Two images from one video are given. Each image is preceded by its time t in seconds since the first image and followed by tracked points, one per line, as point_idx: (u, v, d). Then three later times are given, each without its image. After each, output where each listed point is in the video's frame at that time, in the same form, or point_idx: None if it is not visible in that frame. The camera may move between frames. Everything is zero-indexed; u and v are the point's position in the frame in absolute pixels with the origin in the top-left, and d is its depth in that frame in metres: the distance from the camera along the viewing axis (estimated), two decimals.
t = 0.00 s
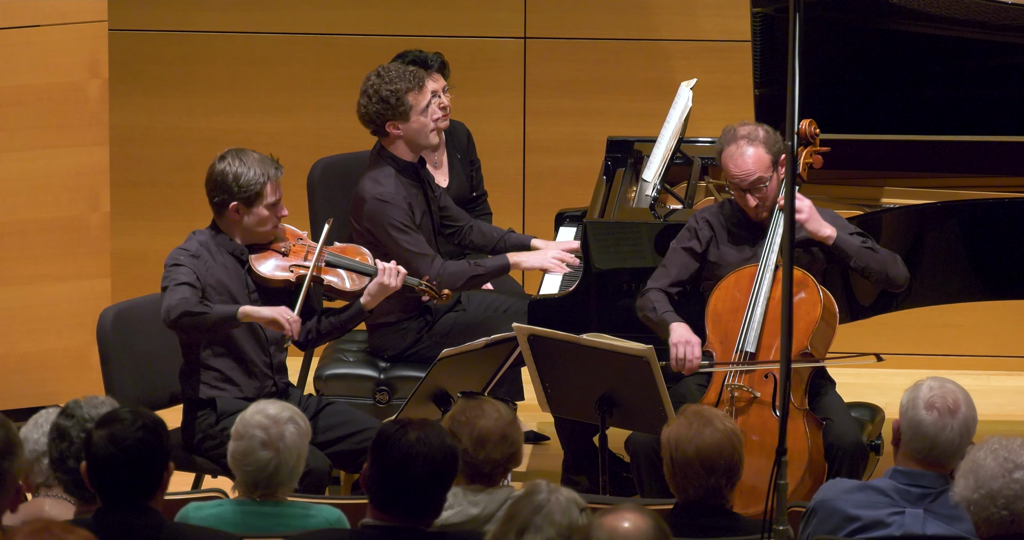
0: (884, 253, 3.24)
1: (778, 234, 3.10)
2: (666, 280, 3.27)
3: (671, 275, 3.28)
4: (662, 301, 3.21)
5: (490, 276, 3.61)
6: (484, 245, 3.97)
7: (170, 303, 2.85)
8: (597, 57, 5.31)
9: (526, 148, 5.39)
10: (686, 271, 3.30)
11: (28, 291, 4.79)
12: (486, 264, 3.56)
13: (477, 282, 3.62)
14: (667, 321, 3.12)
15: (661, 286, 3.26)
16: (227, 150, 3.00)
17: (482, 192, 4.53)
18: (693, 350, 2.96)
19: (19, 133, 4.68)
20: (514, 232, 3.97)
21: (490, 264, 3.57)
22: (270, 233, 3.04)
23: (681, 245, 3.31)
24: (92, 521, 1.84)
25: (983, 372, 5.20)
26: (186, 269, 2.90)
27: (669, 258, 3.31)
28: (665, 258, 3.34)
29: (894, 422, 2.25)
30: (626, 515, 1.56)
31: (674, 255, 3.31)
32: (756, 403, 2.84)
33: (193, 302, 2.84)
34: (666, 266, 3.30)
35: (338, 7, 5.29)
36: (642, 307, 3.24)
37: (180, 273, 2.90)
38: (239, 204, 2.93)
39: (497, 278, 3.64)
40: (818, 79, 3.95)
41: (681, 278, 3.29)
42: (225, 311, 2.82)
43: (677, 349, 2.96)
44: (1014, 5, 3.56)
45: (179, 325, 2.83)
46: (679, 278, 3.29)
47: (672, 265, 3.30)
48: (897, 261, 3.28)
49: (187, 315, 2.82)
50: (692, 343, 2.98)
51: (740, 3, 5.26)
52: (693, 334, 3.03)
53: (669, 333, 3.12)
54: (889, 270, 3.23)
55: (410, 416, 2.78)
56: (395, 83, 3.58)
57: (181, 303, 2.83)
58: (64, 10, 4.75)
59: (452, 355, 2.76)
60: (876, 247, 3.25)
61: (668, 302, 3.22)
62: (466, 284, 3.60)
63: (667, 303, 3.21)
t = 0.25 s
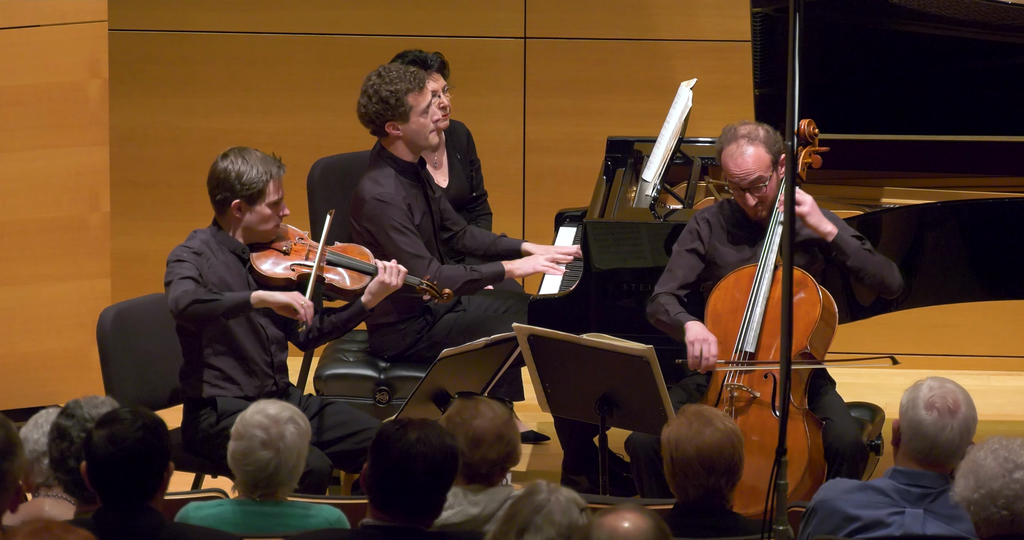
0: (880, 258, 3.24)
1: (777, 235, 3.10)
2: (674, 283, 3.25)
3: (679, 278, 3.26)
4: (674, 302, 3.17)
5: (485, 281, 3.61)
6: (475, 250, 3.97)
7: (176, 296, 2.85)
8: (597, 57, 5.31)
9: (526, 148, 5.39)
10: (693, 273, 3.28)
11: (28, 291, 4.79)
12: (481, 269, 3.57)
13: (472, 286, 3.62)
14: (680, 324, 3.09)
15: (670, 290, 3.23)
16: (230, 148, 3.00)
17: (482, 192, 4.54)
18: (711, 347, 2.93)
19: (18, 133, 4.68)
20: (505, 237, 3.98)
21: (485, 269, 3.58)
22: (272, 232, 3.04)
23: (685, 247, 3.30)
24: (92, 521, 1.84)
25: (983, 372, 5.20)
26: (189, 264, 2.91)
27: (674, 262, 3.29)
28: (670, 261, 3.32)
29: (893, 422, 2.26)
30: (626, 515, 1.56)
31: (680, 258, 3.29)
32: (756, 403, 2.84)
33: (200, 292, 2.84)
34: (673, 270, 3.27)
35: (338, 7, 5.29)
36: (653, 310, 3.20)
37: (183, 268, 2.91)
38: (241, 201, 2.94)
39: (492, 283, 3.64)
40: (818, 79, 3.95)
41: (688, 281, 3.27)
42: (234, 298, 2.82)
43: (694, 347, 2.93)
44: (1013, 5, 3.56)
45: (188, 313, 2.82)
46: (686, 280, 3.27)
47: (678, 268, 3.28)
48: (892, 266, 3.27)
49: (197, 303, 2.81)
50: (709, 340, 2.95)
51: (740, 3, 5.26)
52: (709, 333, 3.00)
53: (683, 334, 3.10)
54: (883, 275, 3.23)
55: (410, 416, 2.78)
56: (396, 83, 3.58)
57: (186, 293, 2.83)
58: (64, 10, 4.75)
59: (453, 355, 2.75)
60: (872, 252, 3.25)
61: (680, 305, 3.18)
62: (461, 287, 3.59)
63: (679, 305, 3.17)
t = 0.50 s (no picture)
0: (875, 262, 3.24)
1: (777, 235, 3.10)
2: (674, 285, 3.27)
3: (678, 279, 3.28)
4: (673, 304, 3.20)
5: (498, 266, 3.66)
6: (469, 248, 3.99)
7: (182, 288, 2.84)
8: (597, 57, 5.31)
9: (526, 148, 5.39)
10: (692, 274, 3.30)
11: (28, 291, 4.79)
12: (494, 256, 3.63)
13: (485, 274, 3.65)
14: (679, 324, 3.12)
15: (669, 292, 3.25)
16: (232, 147, 3.01)
17: (482, 192, 4.54)
18: (709, 346, 2.96)
19: (19, 133, 4.68)
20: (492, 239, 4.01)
21: (496, 257, 3.64)
22: (273, 231, 3.04)
23: (686, 248, 3.31)
24: (92, 521, 1.84)
25: (983, 372, 5.20)
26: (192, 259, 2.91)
27: (675, 262, 3.31)
28: (670, 262, 3.33)
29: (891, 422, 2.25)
30: (626, 515, 1.57)
31: (679, 260, 3.31)
32: (756, 403, 2.83)
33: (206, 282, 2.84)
34: (673, 271, 3.29)
35: (338, 7, 5.29)
36: (653, 313, 3.22)
37: (184, 263, 2.91)
38: (243, 199, 2.94)
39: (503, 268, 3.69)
40: (818, 79, 3.95)
41: (687, 282, 3.29)
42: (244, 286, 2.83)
43: (693, 346, 2.96)
44: (1013, 6, 3.58)
45: (195, 303, 2.80)
46: (686, 281, 3.29)
47: (678, 269, 3.30)
48: (887, 274, 3.26)
49: (204, 292, 2.80)
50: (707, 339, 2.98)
51: (740, 3, 5.26)
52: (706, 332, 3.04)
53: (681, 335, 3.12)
54: (879, 281, 3.23)
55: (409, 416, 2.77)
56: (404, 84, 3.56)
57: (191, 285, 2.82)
58: (64, 10, 4.75)
59: (453, 355, 2.75)
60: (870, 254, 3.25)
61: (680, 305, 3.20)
62: (474, 277, 3.63)
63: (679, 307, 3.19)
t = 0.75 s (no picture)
0: (875, 262, 3.24)
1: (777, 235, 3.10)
2: (666, 283, 3.27)
3: (671, 278, 3.29)
4: (663, 302, 3.20)
5: (510, 273, 3.64)
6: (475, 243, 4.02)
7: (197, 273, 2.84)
8: (597, 57, 5.31)
9: (526, 148, 5.39)
10: (686, 273, 3.30)
11: (28, 291, 4.79)
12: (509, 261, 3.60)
13: (495, 278, 3.65)
14: (666, 322, 3.13)
15: (661, 289, 3.26)
16: (233, 145, 3.01)
17: (482, 192, 4.54)
18: (694, 347, 2.99)
19: (18, 134, 4.68)
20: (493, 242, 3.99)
21: (511, 263, 3.60)
22: (272, 230, 3.04)
23: (681, 248, 3.32)
24: (92, 522, 1.84)
25: (982, 372, 5.20)
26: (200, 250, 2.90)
27: (669, 262, 3.31)
28: (665, 260, 3.34)
29: (890, 422, 2.25)
30: (626, 515, 1.57)
31: (674, 259, 3.31)
32: (755, 403, 2.84)
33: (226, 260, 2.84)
34: (667, 270, 3.30)
35: (338, 7, 5.29)
36: (643, 310, 3.22)
37: (189, 254, 2.90)
38: (244, 197, 2.94)
39: (516, 275, 3.66)
40: (818, 79, 3.95)
41: (681, 281, 3.29)
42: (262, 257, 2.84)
43: (678, 347, 2.99)
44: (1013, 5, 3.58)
45: (218, 279, 2.80)
46: (679, 280, 3.29)
47: (672, 268, 3.30)
48: (885, 273, 3.27)
49: (227, 267, 2.80)
50: (693, 341, 3.01)
51: (740, 3, 5.26)
52: (693, 333, 3.07)
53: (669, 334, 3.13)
54: (877, 282, 3.22)
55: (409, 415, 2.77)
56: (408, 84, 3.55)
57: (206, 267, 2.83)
58: (64, 10, 4.75)
59: (453, 355, 2.75)
60: (868, 255, 3.26)
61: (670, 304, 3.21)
62: (484, 279, 3.62)
63: (668, 305, 3.20)
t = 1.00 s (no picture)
0: (875, 262, 3.24)
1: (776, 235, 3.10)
2: (659, 280, 3.28)
3: (664, 276, 3.28)
4: (652, 300, 3.22)
5: (499, 277, 3.65)
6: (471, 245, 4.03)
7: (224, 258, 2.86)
8: (597, 57, 5.31)
9: (526, 148, 5.40)
10: (680, 272, 3.29)
11: (28, 291, 4.79)
12: (497, 266, 3.61)
13: (486, 283, 3.64)
14: (651, 322, 3.15)
15: (653, 287, 3.27)
16: (235, 145, 3.01)
17: (482, 192, 4.54)
18: (674, 352, 3.03)
19: (18, 133, 4.67)
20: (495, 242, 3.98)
21: (500, 268, 3.61)
22: (273, 231, 3.04)
23: (677, 246, 3.31)
24: (92, 521, 1.84)
25: (982, 372, 5.20)
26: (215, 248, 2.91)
27: (664, 260, 3.31)
28: (661, 258, 3.33)
29: (890, 423, 2.25)
30: (626, 515, 1.57)
31: (670, 257, 3.31)
32: (755, 403, 2.84)
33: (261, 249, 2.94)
34: (661, 267, 3.30)
35: (337, 7, 5.29)
36: (631, 305, 3.24)
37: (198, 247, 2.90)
38: (247, 196, 2.94)
39: (506, 280, 3.67)
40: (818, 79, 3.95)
41: (674, 280, 3.29)
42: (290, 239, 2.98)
43: (658, 351, 3.03)
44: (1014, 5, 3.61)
45: (263, 265, 2.90)
46: (672, 279, 3.29)
47: (666, 266, 3.30)
48: (887, 272, 3.26)
49: (270, 252, 2.92)
50: (673, 345, 3.04)
51: (740, 2, 5.25)
52: (675, 337, 3.10)
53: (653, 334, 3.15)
54: (878, 281, 3.23)
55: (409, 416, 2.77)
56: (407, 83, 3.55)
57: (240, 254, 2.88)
58: (64, 10, 4.75)
59: (453, 355, 2.75)
60: (869, 254, 3.26)
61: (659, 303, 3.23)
62: (474, 284, 3.62)
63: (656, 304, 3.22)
